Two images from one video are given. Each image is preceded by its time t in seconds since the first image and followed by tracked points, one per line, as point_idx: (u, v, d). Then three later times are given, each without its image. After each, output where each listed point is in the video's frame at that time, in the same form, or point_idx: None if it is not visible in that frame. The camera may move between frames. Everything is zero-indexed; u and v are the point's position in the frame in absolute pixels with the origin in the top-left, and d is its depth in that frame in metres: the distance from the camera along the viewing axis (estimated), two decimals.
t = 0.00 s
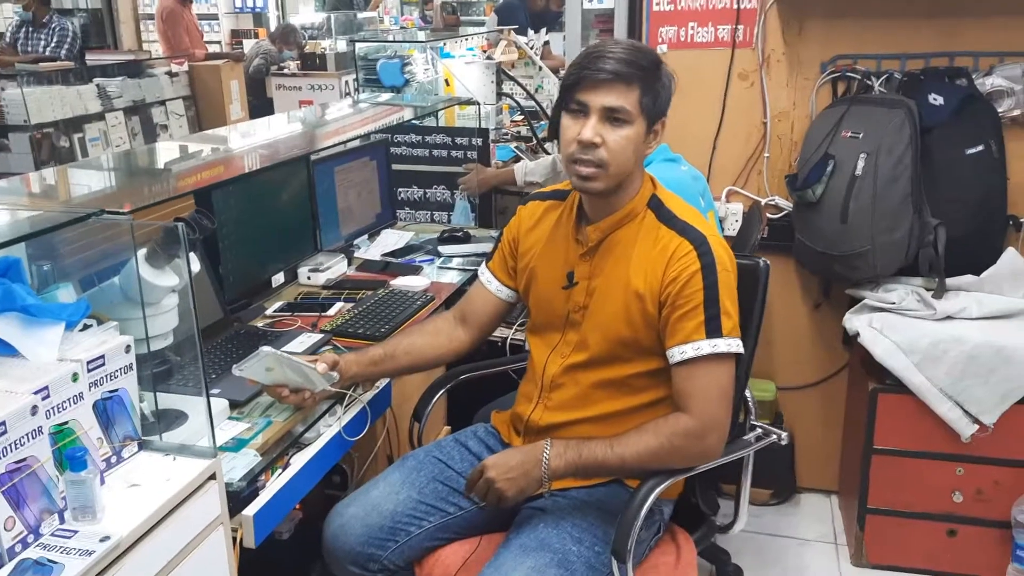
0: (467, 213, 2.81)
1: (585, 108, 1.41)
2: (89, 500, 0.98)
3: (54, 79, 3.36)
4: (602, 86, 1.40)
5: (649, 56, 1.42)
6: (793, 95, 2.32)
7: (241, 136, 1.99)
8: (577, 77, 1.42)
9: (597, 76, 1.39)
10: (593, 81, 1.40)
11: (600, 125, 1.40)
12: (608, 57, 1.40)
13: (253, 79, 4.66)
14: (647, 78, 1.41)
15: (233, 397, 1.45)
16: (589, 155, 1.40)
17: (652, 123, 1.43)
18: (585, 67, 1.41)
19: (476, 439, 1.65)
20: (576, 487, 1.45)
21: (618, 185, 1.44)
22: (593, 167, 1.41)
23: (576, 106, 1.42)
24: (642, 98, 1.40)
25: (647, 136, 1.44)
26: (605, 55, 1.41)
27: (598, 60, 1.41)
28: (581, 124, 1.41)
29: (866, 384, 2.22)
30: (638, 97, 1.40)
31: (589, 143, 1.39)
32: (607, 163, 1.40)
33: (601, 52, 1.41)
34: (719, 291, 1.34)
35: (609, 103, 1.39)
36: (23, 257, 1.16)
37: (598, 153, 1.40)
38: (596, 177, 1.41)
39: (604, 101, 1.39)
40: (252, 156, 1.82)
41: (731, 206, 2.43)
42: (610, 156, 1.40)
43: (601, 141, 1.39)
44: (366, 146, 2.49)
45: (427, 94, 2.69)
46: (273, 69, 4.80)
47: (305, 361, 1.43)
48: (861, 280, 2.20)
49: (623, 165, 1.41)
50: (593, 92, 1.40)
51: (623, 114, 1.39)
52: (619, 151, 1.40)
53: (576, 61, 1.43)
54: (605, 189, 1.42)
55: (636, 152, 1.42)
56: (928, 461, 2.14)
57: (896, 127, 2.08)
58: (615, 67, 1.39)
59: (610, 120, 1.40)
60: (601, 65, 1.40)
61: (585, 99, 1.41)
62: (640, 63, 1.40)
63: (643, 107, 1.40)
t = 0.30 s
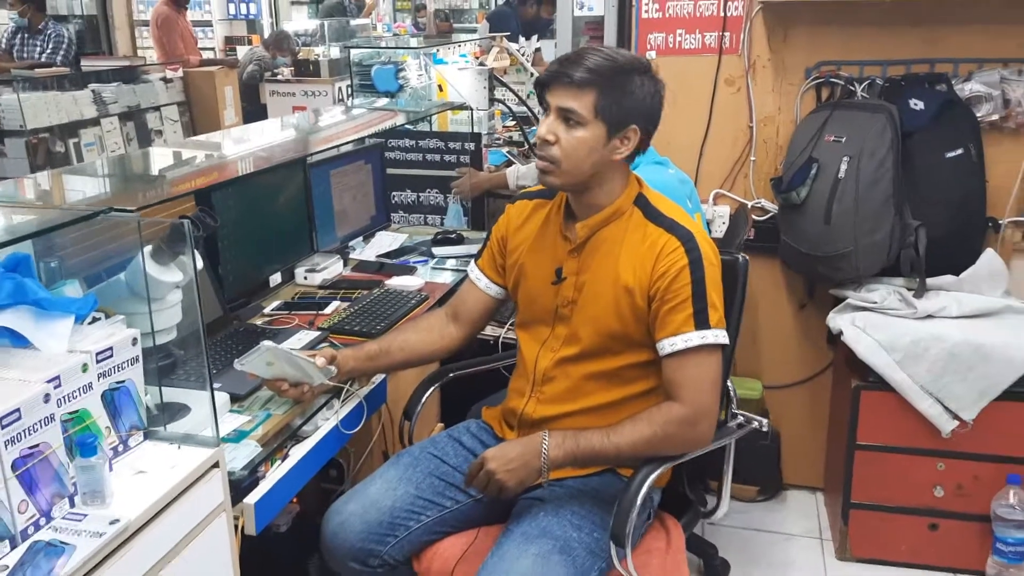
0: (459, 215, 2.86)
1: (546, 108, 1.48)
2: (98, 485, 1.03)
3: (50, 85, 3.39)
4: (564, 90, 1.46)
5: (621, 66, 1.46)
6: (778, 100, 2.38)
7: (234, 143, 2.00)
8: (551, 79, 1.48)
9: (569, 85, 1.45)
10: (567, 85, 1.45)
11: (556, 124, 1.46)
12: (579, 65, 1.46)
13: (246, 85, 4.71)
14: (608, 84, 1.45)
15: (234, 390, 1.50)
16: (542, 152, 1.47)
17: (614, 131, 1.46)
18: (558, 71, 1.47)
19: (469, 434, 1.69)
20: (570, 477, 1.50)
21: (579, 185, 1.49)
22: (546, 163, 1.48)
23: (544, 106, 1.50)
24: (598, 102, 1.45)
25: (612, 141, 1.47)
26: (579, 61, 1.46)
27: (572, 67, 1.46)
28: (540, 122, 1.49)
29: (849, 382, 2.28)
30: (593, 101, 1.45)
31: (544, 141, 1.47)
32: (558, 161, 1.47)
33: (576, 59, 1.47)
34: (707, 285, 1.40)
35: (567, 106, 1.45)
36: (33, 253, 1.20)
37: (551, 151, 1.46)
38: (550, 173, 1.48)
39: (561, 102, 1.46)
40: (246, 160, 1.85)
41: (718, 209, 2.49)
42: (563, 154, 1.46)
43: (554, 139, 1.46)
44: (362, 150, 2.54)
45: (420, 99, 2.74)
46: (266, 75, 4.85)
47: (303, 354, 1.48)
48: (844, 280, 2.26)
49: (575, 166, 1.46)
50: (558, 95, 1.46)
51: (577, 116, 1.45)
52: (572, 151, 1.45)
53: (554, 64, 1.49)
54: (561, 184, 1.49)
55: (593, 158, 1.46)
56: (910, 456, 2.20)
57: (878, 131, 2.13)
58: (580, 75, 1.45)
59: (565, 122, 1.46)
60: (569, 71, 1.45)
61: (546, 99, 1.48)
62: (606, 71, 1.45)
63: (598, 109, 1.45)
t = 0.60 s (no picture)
0: (453, 219, 2.88)
1: (554, 125, 1.51)
2: (111, 472, 1.09)
3: (44, 90, 3.40)
4: (571, 104, 1.49)
5: (609, 68, 1.52)
6: (767, 105, 2.43)
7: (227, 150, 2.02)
8: (546, 95, 1.51)
9: (564, 94, 1.49)
10: (563, 100, 1.49)
11: (569, 138, 1.50)
12: (574, 76, 1.50)
13: (239, 90, 4.75)
14: (605, 88, 1.50)
15: (236, 385, 1.54)
16: (561, 168, 1.50)
17: (618, 129, 1.52)
18: (556, 86, 1.50)
19: (465, 430, 1.73)
20: (567, 469, 1.55)
21: (593, 189, 1.54)
22: (566, 178, 1.51)
23: (545, 122, 1.52)
24: (605, 109, 1.49)
25: (617, 140, 1.53)
26: (570, 74, 1.50)
27: (566, 79, 1.50)
28: (551, 138, 1.51)
29: (836, 380, 2.32)
30: (601, 108, 1.49)
31: (561, 157, 1.49)
32: (580, 173, 1.50)
33: (566, 70, 1.51)
34: (694, 280, 1.45)
35: (578, 118, 1.49)
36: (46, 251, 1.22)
37: (570, 166, 1.50)
38: (571, 188, 1.51)
39: (571, 117, 1.49)
40: (238, 165, 1.92)
41: (708, 212, 2.53)
42: (583, 165, 1.50)
43: (572, 153, 1.49)
44: (358, 154, 2.58)
45: (414, 104, 2.79)
46: (259, 80, 4.89)
47: (302, 350, 1.52)
48: (831, 281, 2.31)
49: (596, 171, 1.51)
50: (563, 111, 1.49)
51: (590, 126, 1.49)
52: (591, 158, 1.50)
53: (544, 79, 1.52)
54: (581, 196, 1.53)
55: (605, 159, 1.52)
56: (896, 453, 2.25)
57: (863, 136, 2.19)
58: (581, 86, 1.49)
59: (577, 132, 1.50)
60: (568, 85, 1.49)
61: (554, 116, 1.50)
62: (600, 77, 1.50)
63: (607, 116, 1.50)
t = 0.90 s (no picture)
0: (447, 222, 2.94)
1: (550, 125, 1.56)
2: (123, 460, 1.12)
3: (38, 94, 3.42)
4: (565, 102, 1.54)
5: (597, 68, 1.57)
6: (755, 109, 2.49)
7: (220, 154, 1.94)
8: (543, 94, 1.55)
9: (557, 93, 1.54)
10: (556, 99, 1.54)
11: (566, 137, 1.55)
12: (567, 76, 1.55)
13: (232, 95, 4.79)
14: (596, 87, 1.55)
15: (241, 380, 1.59)
16: (562, 165, 1.55)
17: (609, 126, 1.58)
18: (548, 86, 1.55)
19: (463, 424, 1.77)
20: (561, 461, 1.59)
21: (592, 187, 1.59)
22: (569, 176, 1.56)
23: (540, 124, 1.57)
24: (598, 107, 1.55)
25: (609, 138, 1.59)
26: (562, 74, 1.55)
27: (559, 80, 1.55)
28: (548, 139, 1.56)
29: (824, 378, 2.38)
30: (594, 105, 1.55)
31: (561, 155, 1.54)
32: (580, 169, 1.55)
33: (557, 72, 1.55)
34: (685, 277, 1.49)
35: (574, 117, 1.54)
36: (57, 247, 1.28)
37: (570, 162, 1.55)
38: (572, 185, 1.56)
39: (567, 115, 1.54)
40: (231, 171, 1.82)
41: (698, 214, 2.58)
42: (582, 162, 1.55)
43: (571, 151, 1.54)
44: (354, 157, 2.62)
45: (409, 108, 2.80)
46: (251, 85, 4.93)
47: (304, 347, 1.57)
48: (819, 281, 2.36)
49: (595, 166, 1.57)
50: (557, 109, 1.54)
51: (585, 123, 1.54)
52: (587, 155, 1.55)
53: (535, 81, 1.57)
54: (581, 193, 1.57)
55: (601, 154, 1.57)
56: (881, 450, 2.30)
57: (849, 139, 2.25)
58: (575, 85, 1.54)
59: (573, 131, 1.55)
60: (562, 84, 1.54)
61: (551, 117, 1.55)
62: (591, 77, 1.56)
63: (600, 114, 1.55)
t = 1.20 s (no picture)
0: (443, 222, 2.96)
1: (545, 121, 1.58)
2: (131, 454, 1.20)
3: (32, 94, 3.40)
4: (559, 99, 1.56)
5: (593, 66, 1.60)
6: (750, 109, 2.51)
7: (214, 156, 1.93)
8: (537, 92, 1.58)
9: (552, 90, 1.56)
10: (551, 95, 1.56)
11: (560, 133, 1.57)
12: (562, 73, 1.57)
13: (226, 96, 4.80)
14: (591, 85, 1.58)
15: (242, 377, 1.61)
16: (556, 162, 1.57)
17: (604, 124, 1.60)
18: (544, 83, 1.57)
19: (462, 419, 1.79)
20: (557, 456, 1.61)
21: (586, 185, 1.61)
22: (562, 171, 1.57)
23: (536, 121, 1.59)
24: (593, 104, 1.57)
25: (604, 135, 1.61)
26: (558, 72, 1.57)
27: (554, 77, 1.57)
28: (543, 136, 1.58)
29: (818, 375, 2.40)
30: (588, 103, 1.57)
31: (555, 151, 1.56)
32: (573, 166, 1.57)
33: (553, 70, 1.58)
34: (679, 275, 1.52)
35: (567, 113, 1.56)
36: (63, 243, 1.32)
37: (564, 159, 1.57)
38: (565, 181, 1.58)
39: (561, 112, 1.56)
40: (226, 173, 1.83)
41: (693, 213, 2.61)
42: (576, 158, 1.57)
43: (565, 147, 1.56)
44: (351, 156, 2.63)
45: (405, 107, 2.85)
46: (246, 86, 4.93)
47: (306, 344, 1.62)
48: (813, 280, 2.39)
49: (588, 164, 1.59)
50: (551, 107, 1.57)
51: (579, 120, 1.56)
52: (581, 151, 1.57)
53: (532, 79, 1.60)
54: (575, 187, 1.60)
55: (596, 151, 1.60)
56: (874, 446, 2.33)
57: (843, 139, 2.28)
58: (570, 81, 1.56)
59: (567, 127, 1.57)
60: (557, 81, 1.56)
61: (545, 113, 1.57)
62: (586, 74, 1.58)
63: (595, 111, 1.58)
